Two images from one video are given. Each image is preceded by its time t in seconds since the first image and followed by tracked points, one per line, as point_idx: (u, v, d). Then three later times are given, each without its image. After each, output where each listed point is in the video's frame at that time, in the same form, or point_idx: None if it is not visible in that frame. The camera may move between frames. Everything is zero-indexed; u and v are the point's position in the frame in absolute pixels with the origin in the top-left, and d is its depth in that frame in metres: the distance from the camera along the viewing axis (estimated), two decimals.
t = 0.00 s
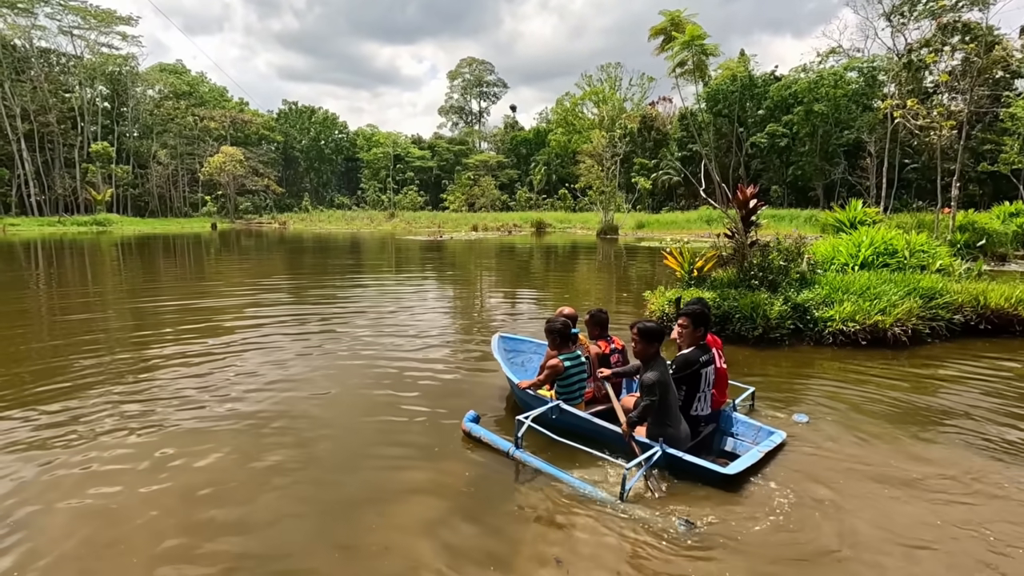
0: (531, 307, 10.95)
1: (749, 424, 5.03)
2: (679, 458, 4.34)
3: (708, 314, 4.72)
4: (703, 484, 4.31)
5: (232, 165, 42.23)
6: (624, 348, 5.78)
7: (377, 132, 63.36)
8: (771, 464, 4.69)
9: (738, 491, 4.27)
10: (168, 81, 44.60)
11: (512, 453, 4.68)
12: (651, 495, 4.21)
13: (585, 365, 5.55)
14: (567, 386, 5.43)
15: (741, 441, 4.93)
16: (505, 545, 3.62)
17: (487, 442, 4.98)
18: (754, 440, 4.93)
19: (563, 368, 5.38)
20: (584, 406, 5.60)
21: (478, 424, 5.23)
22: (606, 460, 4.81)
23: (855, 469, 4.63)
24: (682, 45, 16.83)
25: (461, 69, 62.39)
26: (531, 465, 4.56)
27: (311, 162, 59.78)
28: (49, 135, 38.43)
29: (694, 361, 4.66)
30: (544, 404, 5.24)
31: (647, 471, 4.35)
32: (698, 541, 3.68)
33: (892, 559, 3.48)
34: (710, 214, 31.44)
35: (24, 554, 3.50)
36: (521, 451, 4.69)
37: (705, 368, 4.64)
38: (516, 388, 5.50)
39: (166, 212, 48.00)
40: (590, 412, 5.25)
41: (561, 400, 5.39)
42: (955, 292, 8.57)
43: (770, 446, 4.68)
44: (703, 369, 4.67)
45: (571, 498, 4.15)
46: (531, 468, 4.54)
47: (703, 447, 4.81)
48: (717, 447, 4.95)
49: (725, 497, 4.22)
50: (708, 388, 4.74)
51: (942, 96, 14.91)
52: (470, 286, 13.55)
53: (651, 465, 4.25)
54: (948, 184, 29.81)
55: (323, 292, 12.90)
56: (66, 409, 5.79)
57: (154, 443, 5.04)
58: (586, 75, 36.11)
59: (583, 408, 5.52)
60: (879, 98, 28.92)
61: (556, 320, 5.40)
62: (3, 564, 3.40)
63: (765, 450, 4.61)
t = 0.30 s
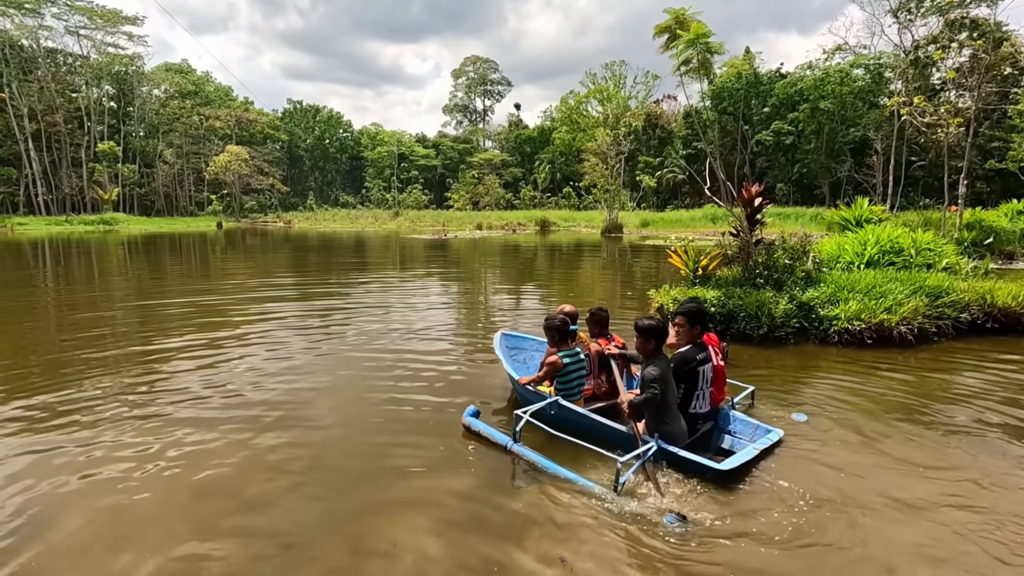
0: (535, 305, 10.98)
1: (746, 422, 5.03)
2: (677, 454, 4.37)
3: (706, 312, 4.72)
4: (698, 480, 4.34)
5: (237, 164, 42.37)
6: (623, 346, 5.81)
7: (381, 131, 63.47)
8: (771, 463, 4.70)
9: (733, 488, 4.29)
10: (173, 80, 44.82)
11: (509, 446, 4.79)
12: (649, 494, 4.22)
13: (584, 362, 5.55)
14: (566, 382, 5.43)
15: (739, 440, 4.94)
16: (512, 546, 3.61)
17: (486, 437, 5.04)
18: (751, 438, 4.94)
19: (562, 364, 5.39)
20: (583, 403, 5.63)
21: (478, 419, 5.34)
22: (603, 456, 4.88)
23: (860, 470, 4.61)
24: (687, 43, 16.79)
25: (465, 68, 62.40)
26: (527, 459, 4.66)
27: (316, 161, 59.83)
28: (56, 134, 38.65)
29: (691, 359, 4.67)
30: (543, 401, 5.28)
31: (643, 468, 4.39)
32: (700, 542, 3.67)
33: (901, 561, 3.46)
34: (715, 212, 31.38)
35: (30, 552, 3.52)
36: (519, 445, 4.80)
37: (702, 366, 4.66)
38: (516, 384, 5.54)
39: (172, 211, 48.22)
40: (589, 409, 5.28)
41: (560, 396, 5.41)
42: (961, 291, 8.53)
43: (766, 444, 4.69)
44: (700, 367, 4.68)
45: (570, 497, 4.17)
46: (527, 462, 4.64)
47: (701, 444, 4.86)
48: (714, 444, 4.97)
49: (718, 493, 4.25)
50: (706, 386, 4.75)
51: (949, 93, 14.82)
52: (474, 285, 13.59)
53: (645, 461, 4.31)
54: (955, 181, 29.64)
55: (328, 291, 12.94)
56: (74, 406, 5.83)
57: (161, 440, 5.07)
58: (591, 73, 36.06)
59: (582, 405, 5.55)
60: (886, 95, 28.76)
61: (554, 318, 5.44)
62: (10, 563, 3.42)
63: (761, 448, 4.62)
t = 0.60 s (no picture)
0: (539, 304, 11.01)
1: (745, 420, 5.02)
2: (673, 449, 4.43)
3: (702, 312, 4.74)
4: (694, 476, 4.39)
5: (244, 163, 42.53)
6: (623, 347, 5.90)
7: (387, 130, 63.53)
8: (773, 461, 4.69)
9: (728, 483, 4.33)
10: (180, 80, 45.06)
11: (510, 440, 4.84)
12: (645, 491, 4.26)
13: (585, 358, 5.57)
14: (568, 377, 5.44)
15: (737, 438, 4.95)
16: (517, 543, 3.62)
17: (487, 432, 5.11)
18: (751, 436, 4.93)
19: (563, 360, 5.39)
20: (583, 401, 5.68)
21: (480, 413, 5.39)
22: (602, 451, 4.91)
23: (866, 468, 4.59)
24: (692, 41, 16.75)
25: (470, 66, 62.38)
26: (527, 452, 4.71)
27: (321, 160, 60.06)
28: (64, 134, 38.86)
29: (686, 359, 4.72)
30: (544, 396, 5.32)
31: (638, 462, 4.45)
32: (704, 538, 3.67)
33: (904, 557, 3.47)
34: (721, 210, 31.28)
35: (39, 550, 3.54)
36: (519, 438, 4.85)
37: (697, 366, 4.70)
38: (518, 380, 5.57)
39: (178, 210, 48.40)
40: (590, 406, 5.33)
41: (561, 391, 5.42)
42: (969, 290, 8.49)
43: (764, 441, 4.71)
44: (696, 367, 4.72)
45: (567, 491, 4.22)
46: (527, 456, 4.68)
47: (700, 441, 4.92)
48: (713, 442, 5.01)
49: (714, 487, 4.29)
50: (703, 384, 4.79)
51: (958, 89, 14.71)
52: (479, 283, 13.62)
53: (642, 454, 4.36)
54: (964, 179, 29.44)
55: (334, 289, 12.96)
56: (83, 403, 5.89)
57: (169, 438, 5.10)
58: (596, 71, 35.98)
59: (582, 401, 5.56)
60: (893, 92, 28.59)
61: (556, 314, 5.48)
62: (21, 560, 3.45)
63: (757, 445, 4.64)
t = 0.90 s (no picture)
0: (544, 301, 11.03)
1: (745, 417, 5.04)
2: (673, 444, 4.48)
3: (698, 309, 4.73)
4: (693, 471, 4.43)
5: (250, 161, 42.67)
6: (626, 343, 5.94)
7: (392, 127, 63.62)
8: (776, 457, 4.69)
9: (727, 478, 4.35)
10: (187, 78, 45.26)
11: (512, 435, 4.91)
12: (646, 486, 4.28)
13: (588, 355, 5.64)
14: (570, 373, 5.53)
15: (737, 434, 4.97)
16: (523, 542, 3.61)
17: (490, 426, 5.16)
18: (750, 433, 4.95)
19: (565, 356, 5.47)
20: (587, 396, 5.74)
21: (483, 408, 5.47)
22: (603, 446, 4.97)
23: (874, 467, 4.56)
24: (700, 38, 16.67)
25: (475, 63, 62.34)
26: (529, 447, 4.78)
27: (327, 158, 60.18)
28: (73, 133, 39.10)
29: (684, 356, 4.72)
30: (547, 392, 5.40)
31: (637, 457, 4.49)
32: (711, 535, 3.66)
33: (906, 551, 3.48)
34: (727, 208, 31.16)
35: (48, 545, 3.55)
36: (522, 433, 4.92)
37: (695, 363, 4.70)
38: (521, 375, 5.65)
39: (185, 208, 48.60)
40: (592, 400, 5.37)
41: (563, 387, 5.50)
42: (978, 288, 8.43)
43: (764, 438, 4.73)
44: (694, 364, 4.72)
45: (567, 485, 4.27)
46: (529, 450, 4.75)
47: (701, 437, 4.93)
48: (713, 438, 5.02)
49: (712, 482, 4.32)
50: (702, 381, 4.80)
51: (967, 85, 14.58)
52: (484, 280, 13.65)
53: (641, 450, 4.39)
54: (973, 175, 29.20)
55: (339, 286, 13.00)
56: (90, 398, 5.93)
57: (176, 433, 5.12)
58: (602, 67, 35.83)
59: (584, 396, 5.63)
60: (902, 88, 28.37)
61: (559, 310, 5.52)
62: (30, 555, 3.46)
63: (756, 441, 4.66)
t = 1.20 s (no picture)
0: (549, 298, 11.04)
1: (747, 412, 5.07)
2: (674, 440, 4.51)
3: (698, 305, 4.71)
4: (694, 466, 4.46)
5: (256, 158, 42.75)
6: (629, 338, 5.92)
7: (397, 123, 63.67)
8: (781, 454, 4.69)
9: (728, 474, 4.37)
10: (192, 76, 45.44)
11: (515, 430, 4.93)
12: (651, 483, 4.29)
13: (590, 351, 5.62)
14: (573, 370, 5.51)
15: (738, 429, 5.00)
16: (535, 539, 3.58)
17: (493, 421, 5.20)
18: (751, 428, 4.98)
19: (568, 353, 5.47)
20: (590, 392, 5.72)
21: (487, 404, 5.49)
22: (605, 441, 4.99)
23: (886, 464, 4.51)
24: (707, 34, 16.59)
25: (480, 59, 62.23)
26: (531, 442, 4.80)
27: (332, 155, 60.24)
28: (80, 130, 39.27)
29: (684, 352, 4.71)
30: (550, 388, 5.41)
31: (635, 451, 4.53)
32: (721, 534, 3.62)
33: (907, 545, 3.50)
34: (733, 204, 31.05)
35: (59, 540, 3.55)
36: (524, 428, 4.94)
37: (696, 359, 4.70)
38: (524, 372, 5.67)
39: (191, 204, 48.75)
40: (594, 396, 5.38)
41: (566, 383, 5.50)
42: (987, 285, 8.36)
43: (765, 433, 4.76)
44: (694, 360, 4.72)
45: (570, 481, 4.29)
46: (531, 446, 4.78)
47: (703, 432, 4.98)
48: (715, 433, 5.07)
49: (712, 477, 4.34)
50: (703, 377, 4.81)
51: (977, 80, 14.44)
52: (489, 277, 13.66)
53: (642, 445, 4.42)
54: (982, 171, 28.94)
55: (345, 282, 13.03)
56: (98, 394, 5.94)
57: (185, 429, 5.12)
58: (607, 64, 35.71)
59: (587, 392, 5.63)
60: (910, 83, 28.15)
61: (561, 308, 5.56)
62: (40, 550, 3.45)
63: (757, 437, 4.68)
